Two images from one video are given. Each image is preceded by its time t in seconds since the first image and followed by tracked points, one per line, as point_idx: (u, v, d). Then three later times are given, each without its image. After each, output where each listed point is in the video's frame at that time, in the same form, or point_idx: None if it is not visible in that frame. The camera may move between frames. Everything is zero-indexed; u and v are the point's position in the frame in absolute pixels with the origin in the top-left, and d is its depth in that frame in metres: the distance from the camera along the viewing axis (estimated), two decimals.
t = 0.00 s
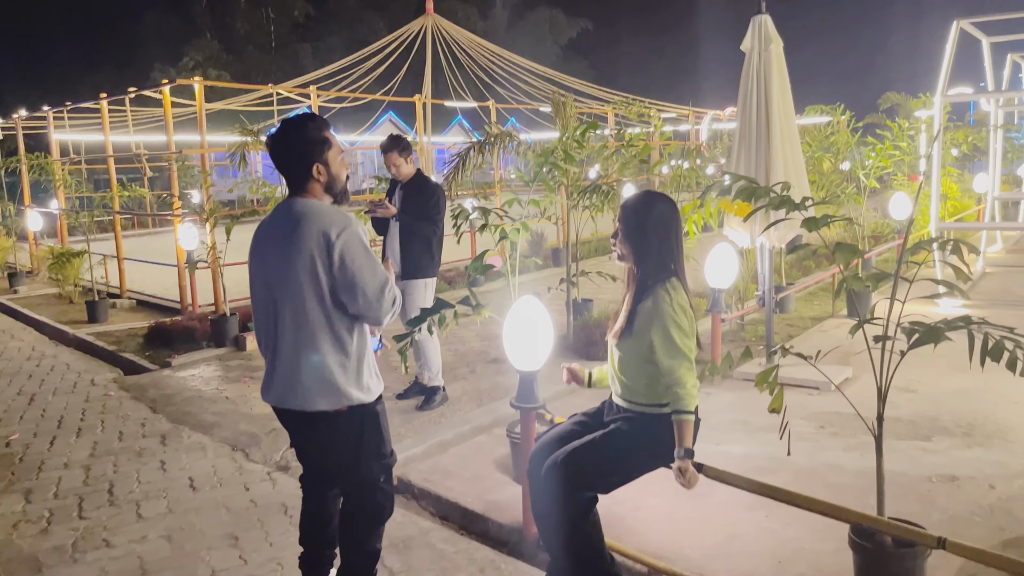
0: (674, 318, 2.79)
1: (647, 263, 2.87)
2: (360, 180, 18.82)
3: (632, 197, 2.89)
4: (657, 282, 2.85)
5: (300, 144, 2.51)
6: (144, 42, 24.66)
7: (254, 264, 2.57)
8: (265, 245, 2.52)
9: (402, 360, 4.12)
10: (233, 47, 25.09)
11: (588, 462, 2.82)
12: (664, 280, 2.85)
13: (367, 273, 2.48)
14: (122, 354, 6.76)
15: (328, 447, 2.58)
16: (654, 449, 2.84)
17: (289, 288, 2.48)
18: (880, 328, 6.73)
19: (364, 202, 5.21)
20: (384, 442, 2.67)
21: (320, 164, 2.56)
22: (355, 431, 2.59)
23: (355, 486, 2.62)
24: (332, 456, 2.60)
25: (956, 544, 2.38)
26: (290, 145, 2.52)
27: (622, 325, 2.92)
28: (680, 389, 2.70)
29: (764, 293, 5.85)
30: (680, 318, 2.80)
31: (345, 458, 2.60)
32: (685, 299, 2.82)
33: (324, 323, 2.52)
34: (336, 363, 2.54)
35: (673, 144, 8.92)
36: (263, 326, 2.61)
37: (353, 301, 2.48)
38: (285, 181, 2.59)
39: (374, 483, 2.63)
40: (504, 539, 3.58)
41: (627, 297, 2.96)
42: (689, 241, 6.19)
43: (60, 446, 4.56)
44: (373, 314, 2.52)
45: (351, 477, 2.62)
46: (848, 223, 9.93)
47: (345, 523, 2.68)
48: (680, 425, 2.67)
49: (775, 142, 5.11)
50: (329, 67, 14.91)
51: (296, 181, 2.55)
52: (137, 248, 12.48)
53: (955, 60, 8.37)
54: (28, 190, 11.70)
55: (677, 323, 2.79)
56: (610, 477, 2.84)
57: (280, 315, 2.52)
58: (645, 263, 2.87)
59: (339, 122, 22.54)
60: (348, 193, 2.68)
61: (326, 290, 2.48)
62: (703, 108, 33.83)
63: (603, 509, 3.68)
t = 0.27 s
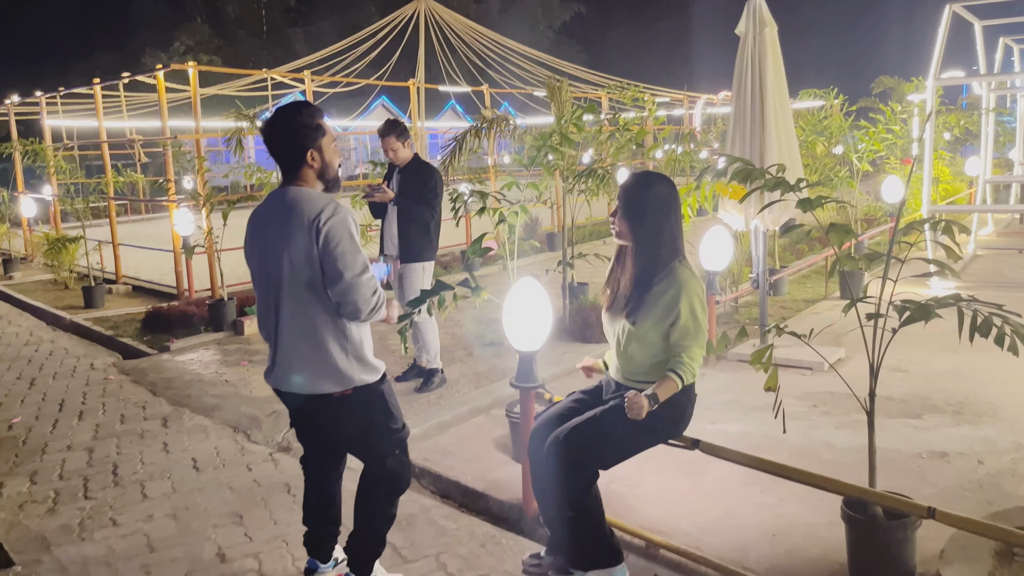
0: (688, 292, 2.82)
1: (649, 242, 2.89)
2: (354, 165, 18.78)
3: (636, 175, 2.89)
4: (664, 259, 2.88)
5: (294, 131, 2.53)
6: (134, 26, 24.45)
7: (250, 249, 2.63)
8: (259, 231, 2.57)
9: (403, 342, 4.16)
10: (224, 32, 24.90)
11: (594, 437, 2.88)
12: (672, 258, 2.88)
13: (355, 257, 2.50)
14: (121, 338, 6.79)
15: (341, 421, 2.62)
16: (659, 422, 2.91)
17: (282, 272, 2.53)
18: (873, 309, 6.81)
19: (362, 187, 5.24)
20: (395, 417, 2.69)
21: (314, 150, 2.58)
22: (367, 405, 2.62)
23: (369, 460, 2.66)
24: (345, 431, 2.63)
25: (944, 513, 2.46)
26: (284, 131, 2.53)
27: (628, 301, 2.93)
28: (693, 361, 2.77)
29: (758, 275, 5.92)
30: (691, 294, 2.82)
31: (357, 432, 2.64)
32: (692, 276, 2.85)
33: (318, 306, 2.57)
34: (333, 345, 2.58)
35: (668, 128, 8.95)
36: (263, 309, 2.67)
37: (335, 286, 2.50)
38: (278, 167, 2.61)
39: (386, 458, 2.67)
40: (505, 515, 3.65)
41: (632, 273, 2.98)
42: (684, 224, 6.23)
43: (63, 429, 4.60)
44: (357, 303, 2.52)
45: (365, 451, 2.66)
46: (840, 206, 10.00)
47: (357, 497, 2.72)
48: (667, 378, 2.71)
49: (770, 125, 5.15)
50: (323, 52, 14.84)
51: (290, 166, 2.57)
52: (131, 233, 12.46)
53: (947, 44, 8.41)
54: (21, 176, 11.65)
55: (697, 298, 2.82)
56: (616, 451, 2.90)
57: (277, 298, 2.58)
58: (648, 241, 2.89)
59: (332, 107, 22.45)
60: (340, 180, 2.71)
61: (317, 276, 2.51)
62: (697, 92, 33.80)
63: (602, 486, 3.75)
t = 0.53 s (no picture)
0: (674, 270, 2.84)
1: (638, 222, 2.90)
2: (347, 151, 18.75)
3: (623, 155, 2.90)
4: (652, 239, 2.89)
5: (311, 106, 2.51)
6: (124, 11, 24.25)
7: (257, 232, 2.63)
8: (265, 217, 2.57)
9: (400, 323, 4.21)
10: (215, 16, 24.69)
11: (588, 415, 2.93)
12: (660, 238, 2.89)
13: (354, 257, 2.48)
14: (116, 323, 6.82)
15: (341, 398, 2.67)
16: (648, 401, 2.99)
17: (285, 262, 2.54)
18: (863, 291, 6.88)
19: (357, 170, 5.24)
20: (395, 397, 2.74)
21: (330, 126, 2.57)
22: (367, 385, 2.68)
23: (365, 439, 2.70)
24: (348, 406, 2.68)
25: (930, 484, 2.53)
26: (299, 107, 2.51)
27: (615, 280, 2.93)
28: (682, 337, 2.79)
29: (750, 257, 5.97)
30: (678, 272, 2.84)
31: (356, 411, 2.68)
32: (678, 256, 2.87)
33: (318, 299, 2.57)
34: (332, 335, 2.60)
35: (661, 112, 8.98)
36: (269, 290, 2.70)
37: (334, 285, 2.49)
38: (291, 143, 2.58)
39: (383, 438, 2.70)
40: (501, 493, 3.71)
41: (620, 252, 2.99)
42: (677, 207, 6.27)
43: (61, 412, 4.64)
44: (353, 304, 2.51)
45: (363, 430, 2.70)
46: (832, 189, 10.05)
47: (354, 475, 2.75)
48: (664, 359, 2.76)
49: (762, 108, 5.18)
50: (315, 36, 14.77)
51: (303, 142, 2.55)
52: (124, 219, 12.44)
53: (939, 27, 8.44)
54: (12, 162, 11.62)
55: (682, 277, 2.84)
56: (608, 429, 2.97)
57: (282, 284, 2.61)
58: (637, 221, 2.90)
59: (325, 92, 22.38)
60: (349, 157, 2.70)
61: (315, 273, 2.50)
62: (690, 76, 33.75)
63: (596, 464, 3.81)
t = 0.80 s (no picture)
0: (660, 254, 2.84)
1: (624, 209, 2.92)
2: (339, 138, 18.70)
3: (608, 142, 2.91)
4: (638, 225, 2.90)
5: (314, 100, 2.50)
6: None
7: (259, 219, 2.55)
8: (272, 202, 2.49)
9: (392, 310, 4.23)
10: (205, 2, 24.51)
11: (576, 403, 2.97)
12: (646, 223, 2.90)
13: (378, 236, 2.49)
14: (108, 311, 6.82)
15: (337, 392, 2.63)
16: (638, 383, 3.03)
17: (298, 247, 2.47)
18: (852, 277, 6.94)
19: (348, 158, 5.24)
20: (390, 387, 2.73)
21: (330, 118, 2.57)
22: (362, 378, 2.64)
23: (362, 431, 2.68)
24: (345, 401, 2.65)
25: (911, 464, 2.58)
26: (298, 102, 2.49)
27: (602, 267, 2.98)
28: (664, 322, 2.81)
29: (740, 243, 6.01)
30: (663, 256, 2.84)
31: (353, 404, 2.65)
32: (666, 240, 2.88)
33: (331, 284, 2.53)
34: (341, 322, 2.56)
35: (652, 99, 8.99)
36: (267, 280, 2.61)
37: (356, 264, 2.48)
38: (289, 138, 2.57)
39: (381, 429, 2.70)
40: (492, 477, 3.75)
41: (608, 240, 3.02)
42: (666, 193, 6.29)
43: (54, 399, 4.66)
44: (375, 282, 2.52)
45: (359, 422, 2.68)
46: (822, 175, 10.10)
47: (351, 464, 2.75)
48: (641, 341, 2.78)
49: (751, 95, 5.21)
50: (306, 23, 14.70)
51: (302, 135, 2.54)
52: (115, 207, 12.41)
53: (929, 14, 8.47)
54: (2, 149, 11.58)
55: (670, 261, 2.85)
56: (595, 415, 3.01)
57: (287, 273, 2.52)
58: (623, 207, 2.92)
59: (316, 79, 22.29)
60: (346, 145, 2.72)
61: (336, 253, 2.48)
62: (682, 63, 33.69)
63: (586, 448, 3.85)
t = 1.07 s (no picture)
0: (644, 248, 2.83)
1: (609, 202, 2.91)
2: (335, 129, 18.66)
3: (594, 136, 2.89)
4: (622, 218, 2.89)
5: (283, 90, 2.51)
6: None
7: (237, 209, 2.60)
8: (251, 190, 2.54)
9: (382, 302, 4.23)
10: None
11: (560, 393, 2.99)
12: (630, 217, 2.89)
13: (355, 210, 2.55)
14: (101, 303, 6.81)
15: (324, 382, 2.63)
16: (633, 374, 3.03)
17: (280, 228, 2.53)
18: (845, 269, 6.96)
19: (339, 150, 5.23)
20: (376, 376, 2.73)
21: (301, 108, 2.58)
22: (348, 368, 2.64)
23: (350, 419, 2.70)
24: (330, 389, 2.65)
25: (894, 457, 2.59)
26: (267, 92, 2.50)
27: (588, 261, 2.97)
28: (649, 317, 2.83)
29: (732, 236, 6.01)
30: (646, 250, 2.84)
31: (339, 394, 2.66)
32: (650, 234, 2.86)
33: (315, 261, 2.57)
34: (330, 299, 2.60)
35: (647, 91, 8.97)
36: (252, 270, 2.63)
37: (336, 239, 2.53)
38: (261, 126, 2.59)
39: (369, 416, 2.70)
40: (482, 469, 3.76)
41: (592, 233, 3.00)
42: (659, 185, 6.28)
43: (45, 392, 4.65)
44: (355, 258, 2.57)
45: (345, 411, 2.69)
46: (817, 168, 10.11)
47: (340, 455, 2.76)
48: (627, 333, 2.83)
49: (743, 87, 5.20)
50: (301, 14, 14.64)
51: (274, 124, 2.56)
52: (109, 199, 12.37)
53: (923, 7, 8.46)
54: None
55: (653, 255, 2.85)
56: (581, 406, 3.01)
57: (272, 257, 2.56)
58: (607, 201, 2.91)
59: (312, 70, 22.22)
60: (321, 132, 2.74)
61: (317, 228, 2.54)
62: (678, 55, 33.67)
63: (575, 440, 3.86)
